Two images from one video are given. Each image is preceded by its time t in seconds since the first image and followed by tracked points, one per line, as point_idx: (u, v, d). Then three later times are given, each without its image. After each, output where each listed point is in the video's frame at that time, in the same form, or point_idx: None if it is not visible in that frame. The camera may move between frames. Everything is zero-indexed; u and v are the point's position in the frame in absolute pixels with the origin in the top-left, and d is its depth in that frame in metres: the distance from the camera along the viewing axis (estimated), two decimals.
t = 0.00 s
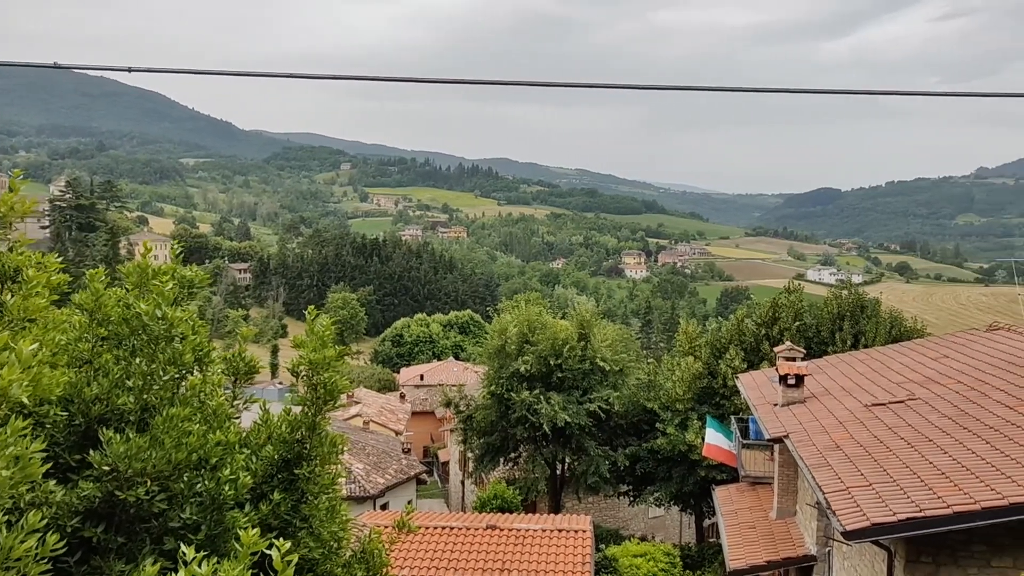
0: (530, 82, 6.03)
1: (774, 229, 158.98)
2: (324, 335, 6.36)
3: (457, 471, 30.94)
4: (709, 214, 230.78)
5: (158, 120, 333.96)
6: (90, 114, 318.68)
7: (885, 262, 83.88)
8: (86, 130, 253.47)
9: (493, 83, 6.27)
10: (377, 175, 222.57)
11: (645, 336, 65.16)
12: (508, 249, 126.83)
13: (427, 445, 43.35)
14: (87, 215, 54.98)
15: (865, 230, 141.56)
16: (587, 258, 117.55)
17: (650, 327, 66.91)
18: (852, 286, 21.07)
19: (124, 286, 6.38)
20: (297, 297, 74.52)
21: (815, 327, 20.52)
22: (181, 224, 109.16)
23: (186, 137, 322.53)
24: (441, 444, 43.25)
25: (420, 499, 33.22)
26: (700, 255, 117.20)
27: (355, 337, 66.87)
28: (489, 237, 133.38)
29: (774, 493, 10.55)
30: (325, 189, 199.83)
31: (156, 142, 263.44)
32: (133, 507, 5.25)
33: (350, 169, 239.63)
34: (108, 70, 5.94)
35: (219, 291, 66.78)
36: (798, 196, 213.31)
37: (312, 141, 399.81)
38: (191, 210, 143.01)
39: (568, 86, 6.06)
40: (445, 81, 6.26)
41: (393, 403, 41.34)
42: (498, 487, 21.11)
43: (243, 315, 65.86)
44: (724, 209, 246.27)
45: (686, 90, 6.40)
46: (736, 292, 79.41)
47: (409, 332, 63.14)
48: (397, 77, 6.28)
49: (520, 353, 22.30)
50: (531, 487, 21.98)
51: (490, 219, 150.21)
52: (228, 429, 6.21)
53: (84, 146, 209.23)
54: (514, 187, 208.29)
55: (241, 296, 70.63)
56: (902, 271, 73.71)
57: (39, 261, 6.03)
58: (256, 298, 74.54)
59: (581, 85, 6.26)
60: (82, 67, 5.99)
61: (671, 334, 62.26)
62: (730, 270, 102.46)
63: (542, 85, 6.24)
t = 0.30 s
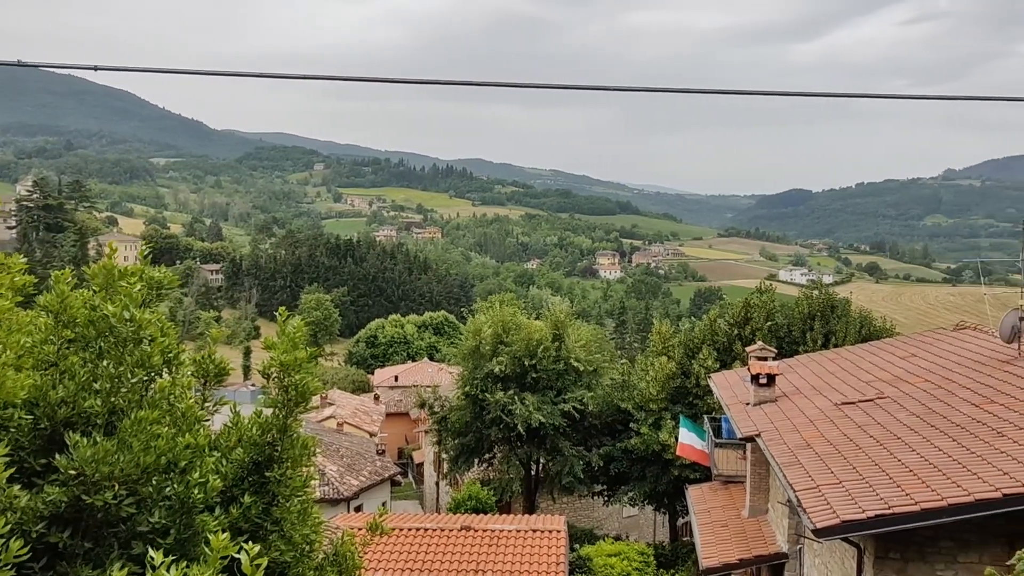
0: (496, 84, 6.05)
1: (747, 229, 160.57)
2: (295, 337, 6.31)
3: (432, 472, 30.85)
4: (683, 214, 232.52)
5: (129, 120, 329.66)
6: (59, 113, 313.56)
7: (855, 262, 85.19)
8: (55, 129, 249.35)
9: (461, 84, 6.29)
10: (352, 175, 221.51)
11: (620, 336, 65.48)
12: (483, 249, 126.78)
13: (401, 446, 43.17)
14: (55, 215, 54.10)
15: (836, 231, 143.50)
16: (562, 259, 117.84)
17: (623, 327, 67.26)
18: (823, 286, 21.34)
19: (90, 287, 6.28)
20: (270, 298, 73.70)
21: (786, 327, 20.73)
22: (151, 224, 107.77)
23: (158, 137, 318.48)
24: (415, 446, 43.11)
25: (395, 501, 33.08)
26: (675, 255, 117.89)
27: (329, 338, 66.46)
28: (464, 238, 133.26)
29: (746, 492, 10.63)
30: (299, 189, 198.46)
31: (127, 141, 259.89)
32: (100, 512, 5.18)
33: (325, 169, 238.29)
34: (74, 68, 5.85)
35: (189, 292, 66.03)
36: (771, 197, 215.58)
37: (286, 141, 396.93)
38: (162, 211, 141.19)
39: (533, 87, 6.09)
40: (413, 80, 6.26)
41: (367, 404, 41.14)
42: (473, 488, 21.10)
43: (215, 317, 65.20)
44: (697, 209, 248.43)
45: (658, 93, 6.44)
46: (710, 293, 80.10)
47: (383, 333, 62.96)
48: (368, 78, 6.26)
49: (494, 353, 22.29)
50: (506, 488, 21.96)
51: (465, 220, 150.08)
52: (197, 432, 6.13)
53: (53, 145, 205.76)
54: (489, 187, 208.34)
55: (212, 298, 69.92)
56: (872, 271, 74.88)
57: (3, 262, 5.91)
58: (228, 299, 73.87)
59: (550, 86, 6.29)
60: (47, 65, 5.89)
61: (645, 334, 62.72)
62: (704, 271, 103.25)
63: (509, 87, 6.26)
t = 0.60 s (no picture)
0: (462, 85, 6.04)
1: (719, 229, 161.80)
2: (264, 338, 6.27)
3: (405, 472, 30.70)
4: (656, 215, 234.07)
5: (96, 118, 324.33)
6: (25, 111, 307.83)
7: (825, 262, 86.34)
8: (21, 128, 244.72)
9: (429, 85, 6.27)
10: (325, 175, 220.09)
11: (592, 336, 65.86)
12: (457, 250, 126.60)
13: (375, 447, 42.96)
14: (21, 216, 53.18)
15: (806, 232, 145.13)
16: (536, 259, 118.02)
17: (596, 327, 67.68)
18: (793, 286, 21.57)
19: (53, 288, 6.19)
20: (241, 299, 73.63)
21: (757, 326, 20.91)
22: (119, 224, 106.20)
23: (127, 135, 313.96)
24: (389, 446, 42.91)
25: (368, 502, 32.93)
26: (647, 256, 118.49)
27: (301, 339, 65.96)
28: (437, 238, 132.99)
29: (718, 490, 10.70)
30: (271, 189, 196.63)
31: (95, 140, 255.79)
32: (65, 517, 5.08)
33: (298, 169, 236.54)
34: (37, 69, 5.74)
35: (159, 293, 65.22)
36: (741, 197, 218.09)
37: (258, 140, 393.54)
38: (130, 211, 139.20)
39: (498, 88, 6.09)
40: (381, 81, 6.24)
41: (340, 405, 40.91)
42: (446, 489, 21.07)
43: (185, 318, 64.45)
44: (671, 210, 250.03)
45: (629, 94, 6.45)
46: (682, 292, 80.75)
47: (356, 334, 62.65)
48: (337, 79, 6.22)
49: (468, 354, 22.26)
50: (480, 488, 21.96)
51: (439, 220, 149.88)
52: (164, 434, 6.03)
53: (18, 144, 201.87)
54: (463, 187, 207.93)
55: (182, 299, 69.11)
56: (841, 271, 75.95)
57: None
58: (199, 300, 73.15)
59: (518, 86, 6.29)
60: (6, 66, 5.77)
61: (618, 334, 63.04)
62: (678, 271, 103.85)
63: (473, 87, 6.26)
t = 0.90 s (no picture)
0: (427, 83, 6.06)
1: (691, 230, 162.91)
2: (233, 340, 6.22)
3: (378, 474, 30.57)
4: (628, 215, 235.48)
5: (61, 116, 318.55)
6: None
7: (795, 262, 87.50)
8: None
9: (397, 84, 6.29)
10: (296, 174, 218.36)
11: (566, 336, 66.04)
12: (430, 250, 126.28)
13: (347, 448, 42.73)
14: None
15: (776, 232, 146.65)
16: (509, 259, 118.06)
17: (570, 326, 67.86)
18: (763, 286, 21.82)
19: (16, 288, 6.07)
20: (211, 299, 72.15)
21: (728, 326, 21.08)
22: (85, 224, 104.39)
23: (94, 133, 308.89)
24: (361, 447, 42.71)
25: (341, 504, 32.75)
26: (619, 255, 118.99)
27: (273, 340, 65.37)
28: (410, 238, 132.57)
29: (690, 488, 10.78)
30: (242, 188, 194.62)
31: (61, 139, 251.22)
32: (29, 521, 5.00)
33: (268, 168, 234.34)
34: None
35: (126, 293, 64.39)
36: (713, 198, 219.99)
37: (230, 139, 389.56)
38: (97, 210, 137.00)
39: (462, 88, 6.14)
40: (350, 81, 6.26)
41: (311, 406, 40.64)
42: (419, 489, 21.03)
43: (154, 319, 63.56)
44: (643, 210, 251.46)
45: (598, 94, 6.51)
46: (654, 292, 81.27)
47: (328, 334, 62.31)
48: (305, 77, 6.20)
49: (440, 354, 22.22)
50: (453, 489, 21.88)
51: (411, 220, 149.42)
52: (131, 437, 5.95)
53: None
54: (436, 187, 207.23)
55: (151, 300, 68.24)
56: (810, 270, 77.02)
57: None
58: (168, 301, 72.30)
59: (485, 87, 6.34)
60: None
61: (591, 334, 63.42)
62: (652, 270, 104.47)
63: (438, 86, 6.30)
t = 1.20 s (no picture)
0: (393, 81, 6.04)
1: (662, 229, 163.71)
2: (197, 340, 6.15)
3: (347, 475, 30.34)
4: (598, 215, 236.64)
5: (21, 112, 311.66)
6: None
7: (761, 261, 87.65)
8: None
9: (363, 81, 6.25)
10: (263, 173, 216.06)
11: (536, 335, 66.15)
12: (399, 249, 125.71)
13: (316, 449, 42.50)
14: None
15: (743, 231, 147.44)
16: (479, 258, 117.90)
17: (540, 326, 67.99)
18: (730, 285, 22.00)
19: None
20: (177, 299, 71.49)
21: (696, 324, 21.22)
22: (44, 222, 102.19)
23: (56, 129, 302.67)
24: (329, 448, 42.42)
25: (309, 505, 32.52)
26: (589, 255, 119.36)
27: (241, 340, 64.55)
28: (379, 237, 131.88)
29: (658, 485, 10.85)
30: (208, 187, 192.07)
31: (22, 135, 245.83)
32: None
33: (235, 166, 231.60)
34: None
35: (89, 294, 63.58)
36: (681, 198, 221.83)
37: (197, 136, 384.48)
38: (58, 209, 134.27)
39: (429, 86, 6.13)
40: (315, 79, 6.21)
41: (278, 406, 40.25)
42: (388, 489, 20.98)
43: (118, 319, 62.52)
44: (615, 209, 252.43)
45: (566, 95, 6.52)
46: (623, 291, 81.78)
47: (297, 334, 61.79)
48: (272, 74, 6.14)
49: (410, 353, 22.15)
50: (423, 489, 21.75)
51: (381, 219, 148.65)
52: (93, 439, 5.83)
53: None
54: (406, 186, 206.05)
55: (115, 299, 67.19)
56: (777, 269, 76.36)
57: None
58: (133, 300, 71.28)
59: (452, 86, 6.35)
60: None
61: (560, 332, 63.55)
62: (620, 270, 104.26)
63: (405, 84, 6.31)
